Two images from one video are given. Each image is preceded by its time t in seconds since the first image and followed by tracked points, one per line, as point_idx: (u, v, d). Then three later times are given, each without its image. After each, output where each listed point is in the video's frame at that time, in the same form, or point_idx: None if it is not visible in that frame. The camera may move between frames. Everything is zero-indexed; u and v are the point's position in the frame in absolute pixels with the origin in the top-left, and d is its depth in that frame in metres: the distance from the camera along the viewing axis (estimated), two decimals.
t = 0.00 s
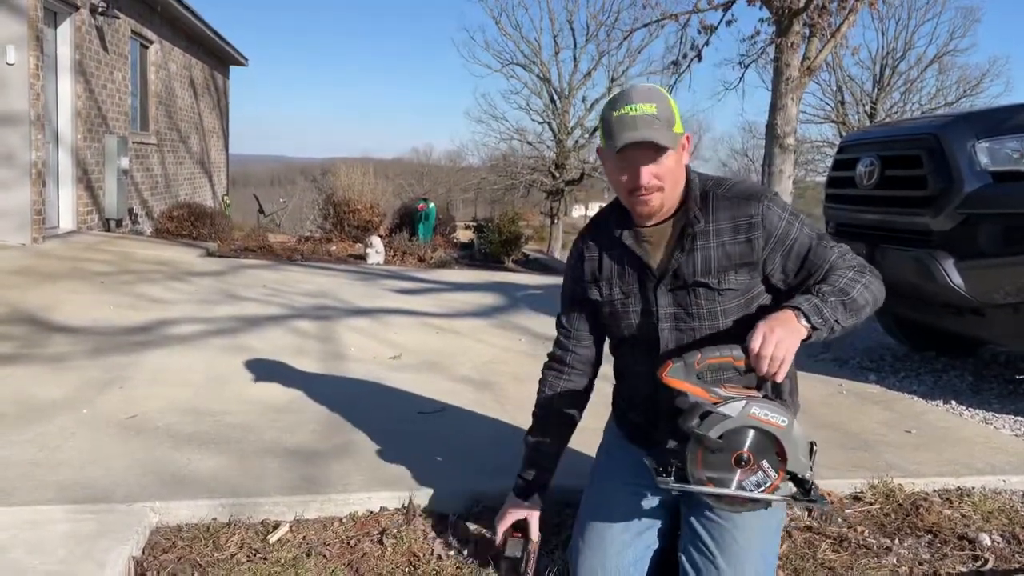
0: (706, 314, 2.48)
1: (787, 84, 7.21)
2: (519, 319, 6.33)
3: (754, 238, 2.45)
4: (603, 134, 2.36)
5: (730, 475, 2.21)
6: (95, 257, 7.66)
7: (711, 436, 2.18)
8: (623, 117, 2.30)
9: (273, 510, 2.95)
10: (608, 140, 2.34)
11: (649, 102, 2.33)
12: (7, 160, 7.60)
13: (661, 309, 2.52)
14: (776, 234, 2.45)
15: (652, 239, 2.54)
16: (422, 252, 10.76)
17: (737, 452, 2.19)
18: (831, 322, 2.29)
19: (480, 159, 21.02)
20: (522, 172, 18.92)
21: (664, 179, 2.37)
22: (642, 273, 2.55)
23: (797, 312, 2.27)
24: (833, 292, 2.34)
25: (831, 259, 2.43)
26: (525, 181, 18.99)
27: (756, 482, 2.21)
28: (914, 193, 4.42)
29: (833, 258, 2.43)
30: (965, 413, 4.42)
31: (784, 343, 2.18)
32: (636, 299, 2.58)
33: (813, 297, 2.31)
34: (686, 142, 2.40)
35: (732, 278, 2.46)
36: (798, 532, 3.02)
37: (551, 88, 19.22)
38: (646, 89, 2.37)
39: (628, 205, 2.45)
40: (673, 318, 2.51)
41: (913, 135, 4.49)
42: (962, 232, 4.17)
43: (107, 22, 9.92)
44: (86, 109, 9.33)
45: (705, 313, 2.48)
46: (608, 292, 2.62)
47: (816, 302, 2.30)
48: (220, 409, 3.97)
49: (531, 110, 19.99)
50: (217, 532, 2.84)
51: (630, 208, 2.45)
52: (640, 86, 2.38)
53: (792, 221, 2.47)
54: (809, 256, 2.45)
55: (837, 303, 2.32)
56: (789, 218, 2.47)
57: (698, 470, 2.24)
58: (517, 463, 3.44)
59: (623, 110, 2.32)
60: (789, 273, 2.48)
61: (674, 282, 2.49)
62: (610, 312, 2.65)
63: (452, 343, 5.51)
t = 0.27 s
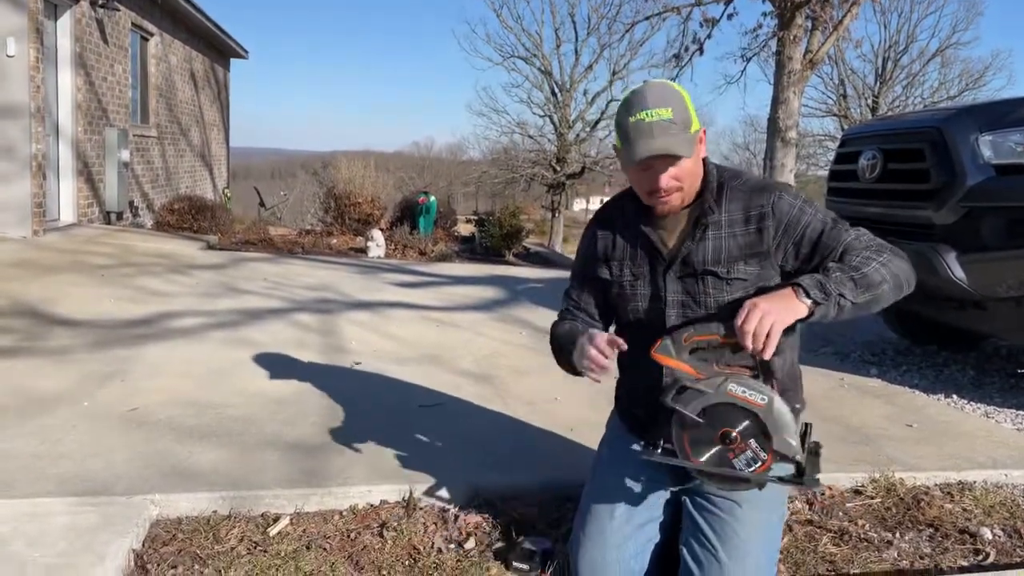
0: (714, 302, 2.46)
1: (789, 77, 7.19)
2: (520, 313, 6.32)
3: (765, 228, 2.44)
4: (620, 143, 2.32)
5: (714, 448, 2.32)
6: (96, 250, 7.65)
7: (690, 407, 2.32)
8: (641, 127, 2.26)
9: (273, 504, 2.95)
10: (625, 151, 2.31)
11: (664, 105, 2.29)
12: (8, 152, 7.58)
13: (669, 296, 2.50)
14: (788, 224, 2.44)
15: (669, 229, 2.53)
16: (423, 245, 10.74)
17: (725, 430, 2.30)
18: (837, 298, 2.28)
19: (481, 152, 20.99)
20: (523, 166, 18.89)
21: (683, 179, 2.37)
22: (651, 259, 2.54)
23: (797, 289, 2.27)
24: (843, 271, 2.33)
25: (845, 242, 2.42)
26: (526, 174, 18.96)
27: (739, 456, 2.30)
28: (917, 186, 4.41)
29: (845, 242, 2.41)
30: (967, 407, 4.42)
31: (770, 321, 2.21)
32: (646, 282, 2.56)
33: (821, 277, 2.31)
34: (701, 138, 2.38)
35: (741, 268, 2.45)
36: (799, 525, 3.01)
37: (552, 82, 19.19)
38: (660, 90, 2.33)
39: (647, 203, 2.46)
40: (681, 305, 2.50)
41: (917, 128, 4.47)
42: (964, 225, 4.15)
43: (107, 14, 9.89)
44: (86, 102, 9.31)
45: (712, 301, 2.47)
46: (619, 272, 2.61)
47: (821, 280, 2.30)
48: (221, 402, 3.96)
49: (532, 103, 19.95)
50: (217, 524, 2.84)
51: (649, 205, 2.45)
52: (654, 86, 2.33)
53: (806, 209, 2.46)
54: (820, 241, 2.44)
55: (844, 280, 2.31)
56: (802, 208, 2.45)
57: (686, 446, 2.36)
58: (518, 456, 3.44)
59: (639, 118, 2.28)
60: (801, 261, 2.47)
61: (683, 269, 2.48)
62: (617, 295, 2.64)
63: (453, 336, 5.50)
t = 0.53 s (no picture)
0: (721, 286, 2.50)
1: (790, 68, 7.17)
2: (520, 305, 6.32)
3: (776, 215, 2.46)
4: (661, 127, 2.33)
5: (675, 435, 2.30)
6: (97, 242, 7.65)
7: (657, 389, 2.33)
8: (684, 114, 2.27)
9: (273, 495, 2.95)
10: (664, 134, 2.32)
11: (708, 94, 2.30)
12: (7, 143, 7.57)
13: (682, 276, 2.55)
14: (797, 211, 2.45)
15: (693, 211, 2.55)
16: (423, 237, 10.73)
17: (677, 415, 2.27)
18: (810, 286, 2.24)
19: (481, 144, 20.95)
20: (524, 157, 18.86)
21: (718, 171, 2.39)
22: (667, 238, 2.58)
23: (767, 282, 2.23)
24: (820, 259, 2.29)
25: (841, 230, 2.38)
26: (527, 166, 18.92)
27: (694, 455, 2.27)
28: (919, 177, 4.40)
29: (839, 231, 2.38)
30: (967, 398, 4.41)
31: (729, 317, 2.15)
32: (663, 257, 2.59)
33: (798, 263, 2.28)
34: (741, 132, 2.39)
35: (753, 253, 2.48)
36: (799, 516, 3.01)
37: (553, 73, 19.14)
38: (708, 78, 2.34)
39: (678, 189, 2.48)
40: (693, 285, 2.54)
41: (918, 119, 4.46)
42: (966, 217, 4.14)
43: (106, 5, 9.86)
44: (85, 93, 9.29)
45: (720, 284, 2.50)
46: (637, 242, 2.63)
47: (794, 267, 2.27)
48: (221, 394, 3.96)
49: (532, 95, 19.91)
50: (217, 516, 2.84)
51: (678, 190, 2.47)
52: (701, 74, 2.34)
53: (817, 200, 2.46)
54: (820, 229, 2.41)
55: (821, 266, 2.26)
56: (813, 197, 2.45)
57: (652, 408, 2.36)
58: (519, 447, 3.44)
59: (683, 104, 2.29)
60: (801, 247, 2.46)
61: (699, 251, 2.52)
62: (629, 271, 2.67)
63: (453, 328, 5.50)
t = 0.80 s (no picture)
0: (736, 281, 2.50)
1: (791, 59, 7.15)
2: (520, 296, 6.31)
3: (798, 219, 2.45)
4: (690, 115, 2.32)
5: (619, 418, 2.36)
6: (96, 233, 7.64)
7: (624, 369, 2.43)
8: (716, 104, 2.26)
9: (273, 486, 2.95)
10: (693, 123, 2.31)
11: (742, 86, 2.29)
12: (6, 135, 7.55)
13: (695, 268, 2.54)
14: (819, 221, 2.44)
15: (709, 202, 2.55)
16: (423, 229, 10.72)
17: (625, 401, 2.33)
18: (817, 332, 2.26)
19: (481, 136, 20.92)
20: (524, 150, 18.83)
21: (741, 165, 2.38)
22: (685, 226, 2.56)
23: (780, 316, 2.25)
24: (828, 307, 2.31)
25: (849, 272, 2.41)
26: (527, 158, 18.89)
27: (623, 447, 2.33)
28: (920, 168, 4.39)
29: (849, 272, 2.40)
30: (967, 390, 4.42)
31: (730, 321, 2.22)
32: (676, 249, 2.57)
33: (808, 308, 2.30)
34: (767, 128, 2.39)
35: (772, 252, 2.47)
36: (799, 507, 3.01)
37: (553, 65, 19.09)
38: (744, 69, 2.32)
39: (698, 177, 2.47)
40: (705, 278, 2.54)
41: (920, 110, 4.44)
42: (966, 208, 4.13)
43: None
44: (84, 85, 9.27)
45: (735, 279, 2.50)
46: (650, 232, 2.61)
47: (804, 310, 2.30)
48: (221, 385, 3.96)
49: (532, 86, 19.86)
50: (217, 507, 2.84)
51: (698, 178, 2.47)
52: (736, 64, 2.33)
53: (838, 217, 2.46)
54: (832, 259, 2.43)
55: (828, 315, 2.29)
56: (835, 214, 2.45)
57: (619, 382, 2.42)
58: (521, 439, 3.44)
59: (717, 94, 2.28)
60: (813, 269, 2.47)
61: (715, 244, 2.51)
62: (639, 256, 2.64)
63: (453, 320, 5.50)
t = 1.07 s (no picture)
0: (741, 280, 2.50)
1: (792, 52, 7.13)
2: (521, 291, 6.31)
3: (804, 224, 2.44)
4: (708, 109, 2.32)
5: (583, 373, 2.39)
6: (97, 228, 7.64)
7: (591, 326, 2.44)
8: (732, 101, 2.27)
9: (273, 480, 2.95)
10: (709, 117, 2.31)
11: (761, 87, 2.30)
12: (6, 130, 7.54)
13: (701, 262, 2.54)
14: (822, 230, 2.43)
15: (720, 197, 2.56)
16: (423, 223, 10.72)
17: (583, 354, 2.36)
18: (786, 362, 2.29)
19: (481, 130, 20.89)
20: (525, 144, 18.80)
21: (752, 165, 2.38)
22: (695, 221, 2.57)
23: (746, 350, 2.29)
24: (795, 336, 2.31)
25: (831, 290, 2.39)
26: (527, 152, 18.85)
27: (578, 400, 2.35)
28: (920, 161, 4.38)
29: (832, 291, 2.38)
30: (967, 383, 4.42)
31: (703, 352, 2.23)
32: (683, 244, 2.58)
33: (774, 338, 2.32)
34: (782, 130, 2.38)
35: (778, 255, 2.47)
36: (798, 501, 3.01)
37: (553, 58, 19.06)
38: (765, 70, 2.33)
39: (710, 172, 2.48)
40: (710, 274, 2.54)
41: (920, 103, 4.44)
42: (968, 200, 4.13)
43: None
44: (84, 79, 9.26)
45: (740, 278, 2.51)
46: (658, 226, 2.63)
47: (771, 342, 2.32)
48: (221, 379, 3.97)
49: (533, 80, 19.83)
50: (217, 501, 2.84)
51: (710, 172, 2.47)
52: (758, 63, 2.34)
53: (841, 230, 2.44)
54: (822, 275, 2.42)
55: (795, 344, 2.30)
56: (839, 225, 2.44)
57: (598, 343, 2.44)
58: (522, 432, 3.44)
59: (734, 90, 2.29)
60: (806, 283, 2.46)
61: (723, 241, 2.52)
62: (648, 249, 2.65)
63: (453, 314, 5.50)
